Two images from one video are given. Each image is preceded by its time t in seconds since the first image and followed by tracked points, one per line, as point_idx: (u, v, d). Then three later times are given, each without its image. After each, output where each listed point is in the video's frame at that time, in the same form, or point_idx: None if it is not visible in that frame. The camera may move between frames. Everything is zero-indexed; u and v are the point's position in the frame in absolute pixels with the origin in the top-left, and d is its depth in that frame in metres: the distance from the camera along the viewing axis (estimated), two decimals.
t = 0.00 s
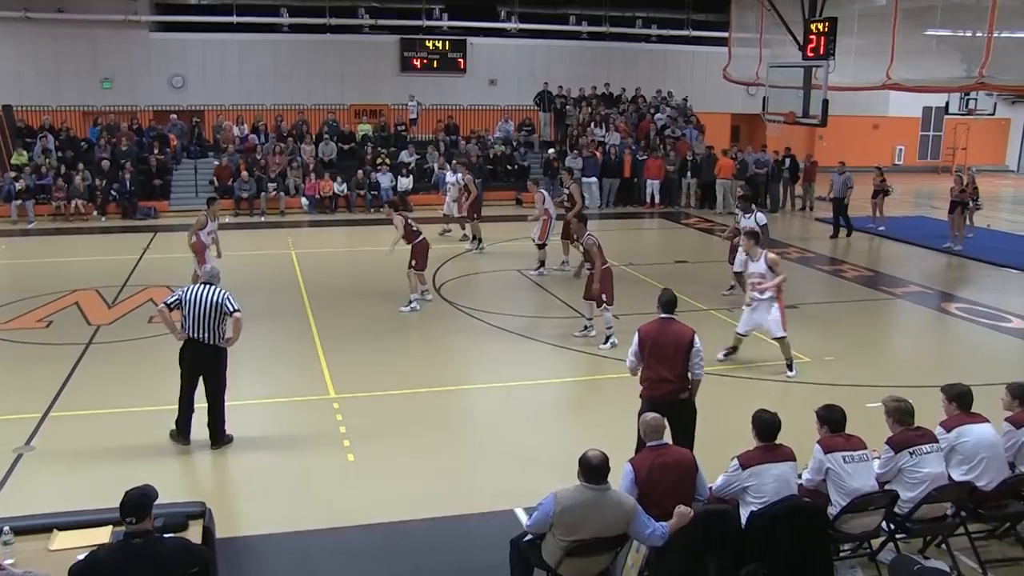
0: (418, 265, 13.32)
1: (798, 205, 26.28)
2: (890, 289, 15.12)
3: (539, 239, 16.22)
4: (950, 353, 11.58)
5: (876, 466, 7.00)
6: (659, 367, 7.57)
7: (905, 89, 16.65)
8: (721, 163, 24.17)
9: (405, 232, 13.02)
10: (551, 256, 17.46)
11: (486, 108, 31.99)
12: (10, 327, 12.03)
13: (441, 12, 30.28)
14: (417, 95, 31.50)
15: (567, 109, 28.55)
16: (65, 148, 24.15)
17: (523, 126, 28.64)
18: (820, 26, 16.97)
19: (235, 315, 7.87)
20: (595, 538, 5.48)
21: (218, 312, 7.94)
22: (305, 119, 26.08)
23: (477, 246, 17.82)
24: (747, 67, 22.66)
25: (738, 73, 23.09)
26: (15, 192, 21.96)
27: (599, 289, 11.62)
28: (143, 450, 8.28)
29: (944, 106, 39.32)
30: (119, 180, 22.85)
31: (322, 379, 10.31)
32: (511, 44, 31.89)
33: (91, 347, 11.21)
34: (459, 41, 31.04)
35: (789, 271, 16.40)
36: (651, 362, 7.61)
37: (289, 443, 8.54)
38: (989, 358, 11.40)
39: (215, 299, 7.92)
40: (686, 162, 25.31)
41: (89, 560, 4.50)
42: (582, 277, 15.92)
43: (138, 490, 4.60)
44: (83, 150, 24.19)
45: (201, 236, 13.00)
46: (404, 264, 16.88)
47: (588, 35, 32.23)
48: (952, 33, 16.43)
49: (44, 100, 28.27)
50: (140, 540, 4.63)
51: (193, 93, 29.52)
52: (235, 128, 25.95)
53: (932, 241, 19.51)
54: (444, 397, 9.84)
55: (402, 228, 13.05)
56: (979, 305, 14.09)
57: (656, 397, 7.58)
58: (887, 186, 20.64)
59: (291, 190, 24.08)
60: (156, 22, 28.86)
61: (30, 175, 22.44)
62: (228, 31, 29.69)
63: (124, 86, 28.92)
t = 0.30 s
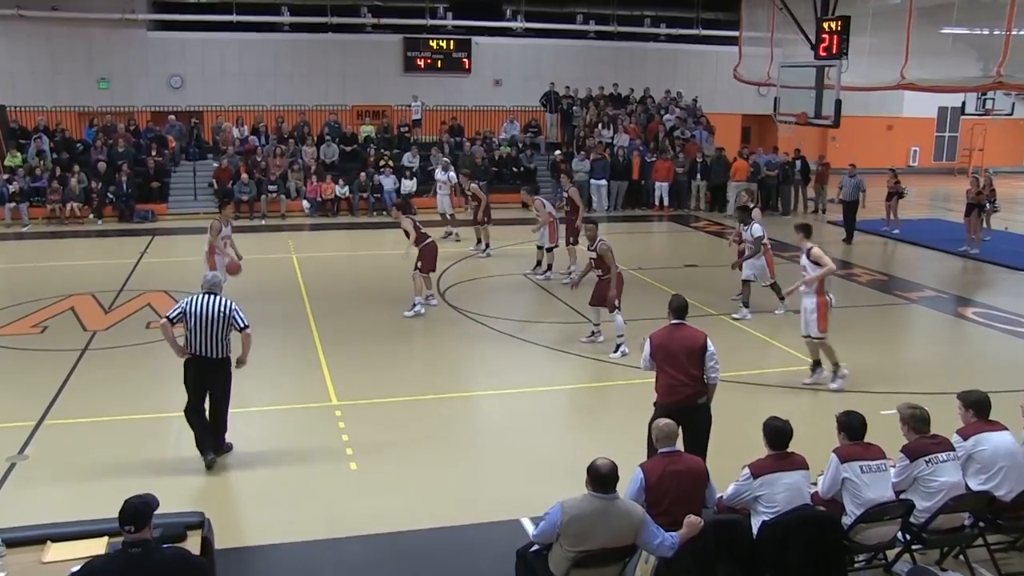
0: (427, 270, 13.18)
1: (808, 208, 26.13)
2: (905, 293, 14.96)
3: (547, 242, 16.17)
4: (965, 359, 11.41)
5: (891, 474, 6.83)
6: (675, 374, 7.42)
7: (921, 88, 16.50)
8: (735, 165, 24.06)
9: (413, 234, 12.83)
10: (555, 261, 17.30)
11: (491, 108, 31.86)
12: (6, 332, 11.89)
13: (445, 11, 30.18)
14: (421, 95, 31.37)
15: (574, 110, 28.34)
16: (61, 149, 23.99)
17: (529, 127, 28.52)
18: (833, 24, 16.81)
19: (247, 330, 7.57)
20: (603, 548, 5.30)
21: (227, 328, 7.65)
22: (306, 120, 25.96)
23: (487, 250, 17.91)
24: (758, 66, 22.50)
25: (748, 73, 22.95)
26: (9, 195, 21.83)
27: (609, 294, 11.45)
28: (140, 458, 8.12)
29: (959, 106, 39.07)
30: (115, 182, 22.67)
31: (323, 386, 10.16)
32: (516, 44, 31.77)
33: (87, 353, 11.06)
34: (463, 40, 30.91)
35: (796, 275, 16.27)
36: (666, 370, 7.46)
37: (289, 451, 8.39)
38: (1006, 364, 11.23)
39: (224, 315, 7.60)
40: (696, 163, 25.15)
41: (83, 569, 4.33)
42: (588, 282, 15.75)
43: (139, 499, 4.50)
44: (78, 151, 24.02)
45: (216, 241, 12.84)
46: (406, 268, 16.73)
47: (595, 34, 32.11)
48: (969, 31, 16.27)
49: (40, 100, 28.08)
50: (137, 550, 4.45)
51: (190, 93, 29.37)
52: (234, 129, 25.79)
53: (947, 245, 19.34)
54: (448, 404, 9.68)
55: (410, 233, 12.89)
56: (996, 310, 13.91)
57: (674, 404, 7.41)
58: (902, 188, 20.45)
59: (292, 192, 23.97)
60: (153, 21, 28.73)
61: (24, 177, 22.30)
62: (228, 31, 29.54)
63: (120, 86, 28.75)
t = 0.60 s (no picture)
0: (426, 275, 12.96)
1: (817, 209, 26.05)
2: (918, 297, 14.84)
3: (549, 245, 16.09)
4: (978, 364, 11.27)
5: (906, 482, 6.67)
6: (676, 382, 7.27)
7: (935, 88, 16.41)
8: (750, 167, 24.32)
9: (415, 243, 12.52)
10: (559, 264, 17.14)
11: (496, 108, 31.70)
12: None
13: (448, 10, 30.06)
14: (422, 94, 31.18)
15: (579, 110, 28.25)
16: (54, 150, 23.70)
17: (533, 128, 28.36)
18: (844, 23, 16.67)
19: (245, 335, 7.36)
20: (610, 558, 5.14)
21: (226, 338, 7.39)
22: (306, 121, 25.75)
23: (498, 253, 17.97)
24: (767, 66, 22.38)
25: (757, 72, 22.80)
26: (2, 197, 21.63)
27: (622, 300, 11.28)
28: (134, 467, 7.95)
29: (973, 105, 38.92)
30: (111, 184, 22.42)
31: (325, 393, 9.99)
32: (521, 43, 31.64)
33: (82, 360, 10.88)
34: (466, 40, 30.76)
35: (805, 279, 16.14)
36: (667, 378, 7.32)
37: (288, 460, 8.22)
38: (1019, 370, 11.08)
39: (222, 325, 7.34)
40: (703, 165, 25.01)
41: None
42: (592, 288, 15.58)
43: (147, 509, 4.36)
44: (72, 153, 23.78)
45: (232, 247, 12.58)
46: (408, 272, 16.57)
47: (600, 32, 31.99)
48: (982, 30, 16.14)
49: (33, 100, 27.76)
50: (136, 562, 4.27)
51: (187, 93, 29.12)
52: (233, 130, 25.68)
53: (961, 247, 19.21)
54: (452, 411, 9.52)
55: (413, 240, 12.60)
56: (1010, 314, 13.77)
57: (678, 412, 7.25)
58: (915, 190, 20.29)
59: (291, 195, 23.79)
60: (150, 20, 28.48)
61: (15, 179, 22.05)
62: (225, 29, 29.26)
63: (114, 87, 28.48)
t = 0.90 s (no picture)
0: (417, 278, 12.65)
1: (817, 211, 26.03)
2: (921, 299, 14.76)
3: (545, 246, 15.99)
4: (982, 369, 11.18)
5: (908, 488, 6.52)
6: (671, 386, 7.12)
7: (936, 86, 16.35)
8: (751, 167, 24.32)
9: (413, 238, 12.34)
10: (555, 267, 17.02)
11: (491, 108, 31.57)
12: None
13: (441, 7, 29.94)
14: (415, 93, 31.00)
15: (575, 110, 28.17)
16: (36, 150, 23.30)
17: (529, 128, 28.21)
18: (844, 20, 16.59)
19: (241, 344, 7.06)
20: (608, 566, 4.98)
21: (222, 346, 7.05)
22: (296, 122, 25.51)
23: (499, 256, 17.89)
24: (766, 64, 22.30)
25: (756, 70, 22.73)
26: None
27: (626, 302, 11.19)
28: (119, 477, 7.77)
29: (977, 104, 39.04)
30: (95, 186, 22.15)
31: (316, 400, 9.84)
32: (516, 42, 31.52)
33: (65, 366, 10.69)
34: (460, 37, 30.54)
35: (805, 281, 16.07)
36: (662, 382, 7.18)
37: (278, 469, 8.06)
38: None
39: (218, 333, 6.99)
40: (702, 166, 24.94)
41: None
42: (588, 291, 15.46)
43: (143, 522, 4.41)
44: (55, 153, 23.49)
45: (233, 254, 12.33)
46: (401, 275, 16.43)
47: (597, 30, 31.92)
48: (986, 27, 16.15)
49: (14, 98, 27.37)
50: None
51: (174, 92, 28.83)
52: (220, 130, 25.53)
53: (964, 248, 19.20)
54: (446, 417, 9.37)
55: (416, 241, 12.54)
56: (1015, 316, 13.69)
57: (674, 417, 7.10)
58: (917, 190, 20.23)
59: (282, 196, 23.60)
60: (135, 17, 28.16)
61: None
62: (213, 27, 28.94)
63: (98, 85, 28.15)
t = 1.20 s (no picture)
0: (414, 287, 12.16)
1: (812, 210, 26.07)
2: (919, 300, 14.70)
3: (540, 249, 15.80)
4: (979, 372, 11.11)
5: (906, 492, 6.38)
6: (663, 386, 6.96)
7: (937, 84, 16.36)
8: (747, 166, 23.95)
9: (409, 251, 11.84)
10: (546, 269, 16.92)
11: (481, 106, 31.45)
12: None
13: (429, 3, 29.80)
14: (402, 91, 30.81)
15: (566, 108, 28.05)
16: (10, 149, 22.89)
17: (519, 127, 28.05)
18: (840, 17, 16.50)
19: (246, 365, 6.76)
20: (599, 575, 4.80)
21: (226, 365, 6.76)
22: (281, 121, 25.29)
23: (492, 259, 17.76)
24: (762, 61, 22.22)
25: (751, 68, 22.62)
26: None
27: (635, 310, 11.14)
28: (98, 486, 7.59)
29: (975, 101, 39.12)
30: (74, 187, 21.88)
31: (302, 406, 9.68)
32: (505, 39, 31.38)
33: (43, 372, 10.48)
34: (449, 35, 30.44)
35: (800, 282, 15.98)
36: (653, 381, 7.01)
37: (263, 477, 7.91)
38: (1022, 375, 10.90)
39: (223, 351, 6.71)
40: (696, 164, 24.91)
41: None
42: (579, 294, 15.36)
43: (123, 532, 4.26)
44: (32, 153, 23.19)
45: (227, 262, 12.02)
46: (389, 279, 16.27)
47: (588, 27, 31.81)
48: (984, 24, 15.99)
49: None
50: None
51: (155, 90, 28.53)
52: (203, 130, 25.29)
53: (963, 249, 19.18)
54: (436, 423, 9.22)
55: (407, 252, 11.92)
56: (1014, 317, 13.62)
57: (665, 418, 6.95)
58: (915, 190, 20.15)
59: (267, 198, 23.42)
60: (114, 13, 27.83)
61: None
62: (193, 23, 28.70)
63: (75, 83, 27.81)
